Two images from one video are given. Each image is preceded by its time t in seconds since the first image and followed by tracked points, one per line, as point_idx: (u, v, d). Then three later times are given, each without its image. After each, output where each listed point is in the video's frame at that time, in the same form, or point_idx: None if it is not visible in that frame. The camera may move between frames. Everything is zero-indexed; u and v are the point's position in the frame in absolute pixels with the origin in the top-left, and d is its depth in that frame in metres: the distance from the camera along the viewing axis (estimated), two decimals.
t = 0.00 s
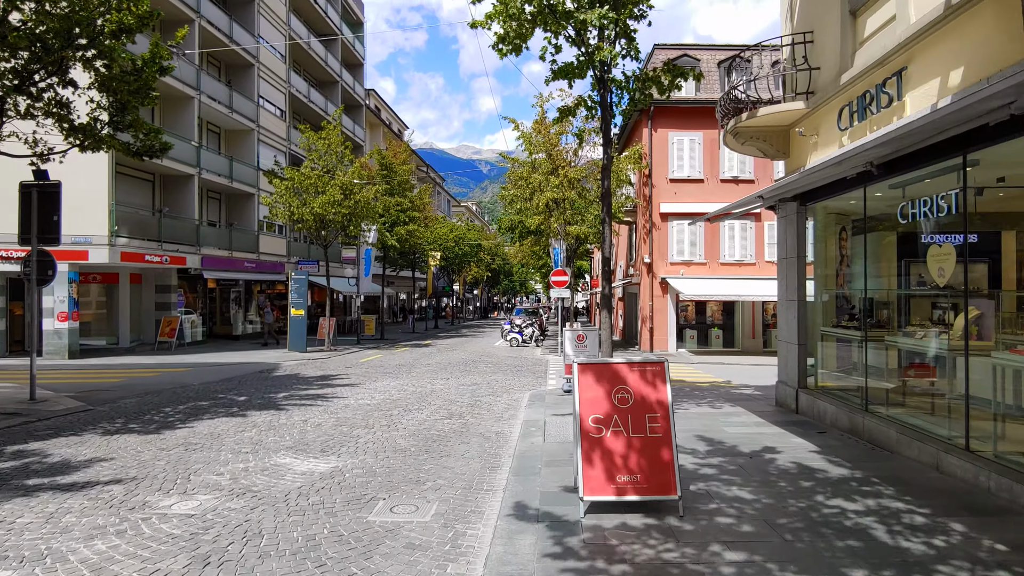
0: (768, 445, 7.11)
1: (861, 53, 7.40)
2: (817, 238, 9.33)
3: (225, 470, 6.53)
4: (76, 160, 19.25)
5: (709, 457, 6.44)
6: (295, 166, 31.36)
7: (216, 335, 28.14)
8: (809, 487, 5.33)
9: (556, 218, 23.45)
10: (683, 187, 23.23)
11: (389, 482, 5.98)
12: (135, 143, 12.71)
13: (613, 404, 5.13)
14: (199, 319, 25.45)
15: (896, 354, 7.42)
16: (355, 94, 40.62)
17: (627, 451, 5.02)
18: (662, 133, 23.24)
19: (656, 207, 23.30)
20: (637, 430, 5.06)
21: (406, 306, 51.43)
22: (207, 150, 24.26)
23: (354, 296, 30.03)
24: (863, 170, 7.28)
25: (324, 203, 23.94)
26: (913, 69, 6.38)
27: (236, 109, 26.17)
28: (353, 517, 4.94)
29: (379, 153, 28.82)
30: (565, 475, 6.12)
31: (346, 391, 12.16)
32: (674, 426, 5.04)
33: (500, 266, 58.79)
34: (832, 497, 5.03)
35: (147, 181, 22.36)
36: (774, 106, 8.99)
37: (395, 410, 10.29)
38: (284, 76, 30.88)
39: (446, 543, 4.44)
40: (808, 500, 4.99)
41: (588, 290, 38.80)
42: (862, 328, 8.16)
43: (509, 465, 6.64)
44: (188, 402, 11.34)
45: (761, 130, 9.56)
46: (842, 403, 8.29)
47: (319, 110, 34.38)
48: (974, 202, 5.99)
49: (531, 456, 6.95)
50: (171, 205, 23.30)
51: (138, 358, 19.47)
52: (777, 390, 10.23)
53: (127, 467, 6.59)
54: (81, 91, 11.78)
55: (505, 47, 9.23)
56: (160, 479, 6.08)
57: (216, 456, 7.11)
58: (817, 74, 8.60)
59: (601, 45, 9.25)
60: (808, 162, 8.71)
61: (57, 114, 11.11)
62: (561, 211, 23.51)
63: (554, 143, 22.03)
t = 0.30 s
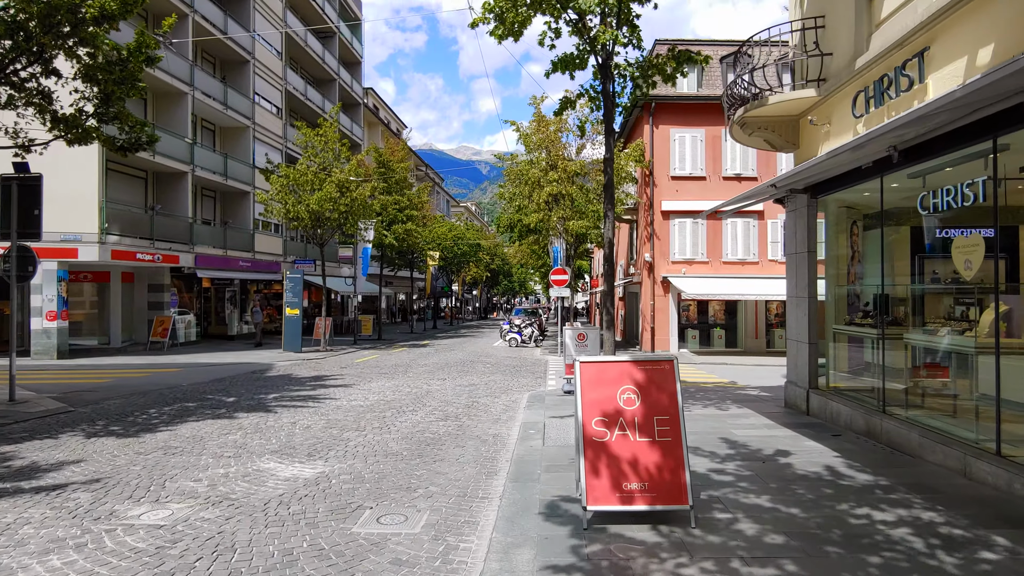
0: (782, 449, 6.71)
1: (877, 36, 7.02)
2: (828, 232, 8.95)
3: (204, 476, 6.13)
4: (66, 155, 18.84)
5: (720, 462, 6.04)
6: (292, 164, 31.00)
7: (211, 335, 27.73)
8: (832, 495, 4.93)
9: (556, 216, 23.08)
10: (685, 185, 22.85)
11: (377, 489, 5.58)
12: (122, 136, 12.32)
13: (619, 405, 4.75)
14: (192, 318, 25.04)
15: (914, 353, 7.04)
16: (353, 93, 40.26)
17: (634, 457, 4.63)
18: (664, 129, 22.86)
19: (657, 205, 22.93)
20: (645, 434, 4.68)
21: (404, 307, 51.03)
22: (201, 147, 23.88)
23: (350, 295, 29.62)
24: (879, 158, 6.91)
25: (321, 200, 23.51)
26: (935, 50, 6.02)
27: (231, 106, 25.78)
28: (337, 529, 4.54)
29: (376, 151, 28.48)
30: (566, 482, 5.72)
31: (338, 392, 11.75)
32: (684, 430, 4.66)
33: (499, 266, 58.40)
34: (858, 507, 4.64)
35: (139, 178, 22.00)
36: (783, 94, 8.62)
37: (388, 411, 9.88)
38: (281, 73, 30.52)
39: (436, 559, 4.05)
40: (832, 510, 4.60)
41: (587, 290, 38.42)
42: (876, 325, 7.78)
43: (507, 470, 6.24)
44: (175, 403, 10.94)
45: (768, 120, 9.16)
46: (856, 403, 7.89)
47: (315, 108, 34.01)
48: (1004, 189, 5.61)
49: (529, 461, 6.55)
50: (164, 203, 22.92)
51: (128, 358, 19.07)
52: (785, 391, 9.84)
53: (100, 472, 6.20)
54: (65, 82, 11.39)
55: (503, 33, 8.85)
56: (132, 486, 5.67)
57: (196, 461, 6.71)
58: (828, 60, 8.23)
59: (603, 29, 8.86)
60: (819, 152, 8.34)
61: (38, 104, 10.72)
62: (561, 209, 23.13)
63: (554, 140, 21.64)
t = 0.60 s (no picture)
0: (798, 458, 6.32)
1: (895, 22, 6.64)
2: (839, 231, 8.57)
3: (179, 489, 5.74)
4: (55, 153, 18.44)
5: (733, 474, 5.65)
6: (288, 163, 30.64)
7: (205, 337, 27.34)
8: (859, 512, 4.55)
9: (554, 215, 22.70)
10: (686, 184, 22.49)
11: (363, 505, 5.18)
12: (106, 132, 11.97)
13: (625, 416, 4.38)
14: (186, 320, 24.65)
15: (935, 357, 6.64)
16: (351, 92, 39.97)
17: (642, 472, 4.25)
18: (664, 128, 22.51)
19: (658, 204, 22.59)
20: (653, 447, 4.30)
21: (403, 308, 50.67)
22: (195, 146, 23.51)
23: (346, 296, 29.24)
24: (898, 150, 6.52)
25: (316, 200, 23.10)
26: (961, 34, 5.65)
27: (226, 104, 25.41)
28: (316, 552, 4.15)
29: (373, 151, 28.13)
30: (567, 496, 5.33)
31: (330, 397, 11.38)
32: (696, 442, 4.27)
33: (498, 267, 58.05)
34: (890, 526, 4.25)
35: (132, 177, 21.64)
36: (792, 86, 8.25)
37: (381, 417, 9.50)
38: (277, 72, 30.19)
39: None
40: (861, 530, 4.20)
41: (587, 291, 38.08)
42: (892, 327, 7.38)
43: (504, 483, 5.84)
44: (161, 408, 10.54)
45: (777, 113, 8.80)
46: (872, 410, 7.49)
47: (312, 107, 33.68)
48: None
49: (528, 472, 6.15)
50: (157, 203, 22.54)
51: (118, 360, 18.66)
52: (793, 396, 9.46)
53: (69, 484, 5.80)
54: (46, 75, 11.06)
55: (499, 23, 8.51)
56: (100, 501, 5.29)
57: (173, 472, 6.32)
58: (841, 49, 7.87)
59: (604, 18, 8.53)
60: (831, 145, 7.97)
61: (18, 97, 10.36)
62: (560, 209, 22.79)
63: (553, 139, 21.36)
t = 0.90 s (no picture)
0: (811, 462, 5.90)
1: None
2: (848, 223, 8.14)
3: (143, 496, 5.29)
4: (39, 148, 17.97)
5: (745, 481, 5.22)
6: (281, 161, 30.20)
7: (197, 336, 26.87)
8: (886, 523, 4.14)
9: (552, 211, 22.26)
10: (686, 180, 22.10)
11: (338, 514, 4.75)
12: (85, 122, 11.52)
13: (625, 416, 3.98)
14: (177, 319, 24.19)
15: (955, 352, 6.24)
16: (347, 90, 39.53)
17: (643, 479, 3.84)
18: (664, 123, 22.11)
19: (657, 201, 22.21)
20: (656, 452, 3.89)
21: (399, 308, 50.21)
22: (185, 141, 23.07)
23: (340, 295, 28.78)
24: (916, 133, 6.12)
25: (309, 196, 22.63)
26: (986, 7, 5.25)
27: (218, 100, 24.96)
28: (281, 568, 3.72)
29: (368, 148, 27.70)
30: (562, 504, 4.90)
31: (317, 397, 10.93)
32: (704, 447, 3.87)
33: (495, 267, 57.58)
34: (922, 539, 3.84)
35: (121, 173, 21.20)
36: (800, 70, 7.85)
37: (369, 418, 9.07)
38: (270, 68, 29.74)
39: None
40: (890, 544, 3.79)
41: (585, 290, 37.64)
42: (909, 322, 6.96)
43: (493, 489, 5.41)
44: (139, 408, 10.09)
45: (785, 100, 8.39)
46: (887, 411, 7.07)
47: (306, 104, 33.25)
48: None
49: (520, 477, 5.72)
50: (146, 199, 22.08)
51: (104, 360, 18.19)
52: (800, 397, 9.05)
53: (24, 490, 5.36)
54: (21, 62, 10.61)
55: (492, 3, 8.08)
56: (53, 510, 4.84)
57: (140, 476, 5.88)
58: (852, 29, 7.47)
59: None
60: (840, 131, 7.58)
61: None
62: (557, 205, 22.37)
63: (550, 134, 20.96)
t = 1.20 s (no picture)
0: (829, 481, 5.47)
1: None
2: (860, 223, 7.71)
3: (98, 522, 4.80)
4: (19, 147, 17.44)
5: (761, 504, 4.77)
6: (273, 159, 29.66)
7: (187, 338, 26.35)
8: (923, 561, 3.69)
9: (548, 211, 21.81)
10: (685, 180, 21.69)
11: (310, 545, 4.26)
12: (61, 117, 11.01)
13: (631, 440, 3.51)
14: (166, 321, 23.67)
15: (976, 360, 5.83)
16: (341, 89, 39.03)
17: (652, 511, 3.39)
18: (663, 122, 21.70)
19: (656, 201, 21.78)
20: (666, 480, 3.43)
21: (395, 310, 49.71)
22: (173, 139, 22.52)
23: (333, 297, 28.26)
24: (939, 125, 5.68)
25: (300, 197, 22.11)
26: None
27: (207, 98, 24.42)
28: None
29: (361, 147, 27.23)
30: (559, 531, 4.44)
31: (303, 406, 10.44)
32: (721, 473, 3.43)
33: (492, 268, 57.12)
34: None
35: (107, 171, 20.69)
36: (811, 59, 7.38)
37: (356, 428, 8.59)
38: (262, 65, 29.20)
39: None
40: None
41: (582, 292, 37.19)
42: (928, 329, 6.54)
43: (484, 513, 4.94)
44: (115, 417, 9.58)
45: (792, 92, 7.94)
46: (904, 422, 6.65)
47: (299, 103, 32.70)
48: None
49: (513, 499, 5.26)
50: (134, 198, 21.56)
51: (87, 364, 17.66)
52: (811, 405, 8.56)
53: None
54: None
55: None
56: None
57: (99, 498, 5.38)
58: (868, 15, 6.99)
59: None
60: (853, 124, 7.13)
61: None
62: (554, 205, 21.92)
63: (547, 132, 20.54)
